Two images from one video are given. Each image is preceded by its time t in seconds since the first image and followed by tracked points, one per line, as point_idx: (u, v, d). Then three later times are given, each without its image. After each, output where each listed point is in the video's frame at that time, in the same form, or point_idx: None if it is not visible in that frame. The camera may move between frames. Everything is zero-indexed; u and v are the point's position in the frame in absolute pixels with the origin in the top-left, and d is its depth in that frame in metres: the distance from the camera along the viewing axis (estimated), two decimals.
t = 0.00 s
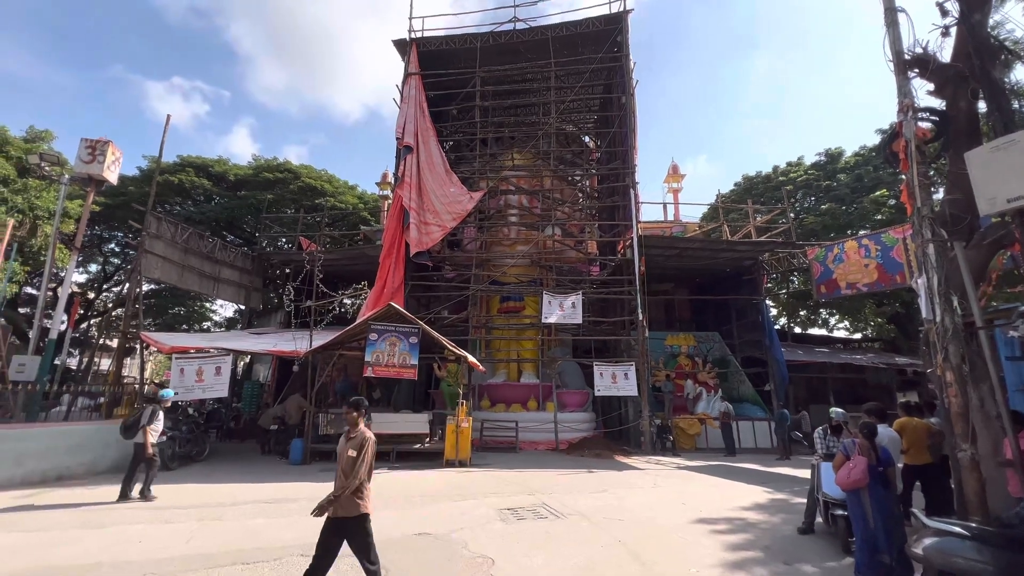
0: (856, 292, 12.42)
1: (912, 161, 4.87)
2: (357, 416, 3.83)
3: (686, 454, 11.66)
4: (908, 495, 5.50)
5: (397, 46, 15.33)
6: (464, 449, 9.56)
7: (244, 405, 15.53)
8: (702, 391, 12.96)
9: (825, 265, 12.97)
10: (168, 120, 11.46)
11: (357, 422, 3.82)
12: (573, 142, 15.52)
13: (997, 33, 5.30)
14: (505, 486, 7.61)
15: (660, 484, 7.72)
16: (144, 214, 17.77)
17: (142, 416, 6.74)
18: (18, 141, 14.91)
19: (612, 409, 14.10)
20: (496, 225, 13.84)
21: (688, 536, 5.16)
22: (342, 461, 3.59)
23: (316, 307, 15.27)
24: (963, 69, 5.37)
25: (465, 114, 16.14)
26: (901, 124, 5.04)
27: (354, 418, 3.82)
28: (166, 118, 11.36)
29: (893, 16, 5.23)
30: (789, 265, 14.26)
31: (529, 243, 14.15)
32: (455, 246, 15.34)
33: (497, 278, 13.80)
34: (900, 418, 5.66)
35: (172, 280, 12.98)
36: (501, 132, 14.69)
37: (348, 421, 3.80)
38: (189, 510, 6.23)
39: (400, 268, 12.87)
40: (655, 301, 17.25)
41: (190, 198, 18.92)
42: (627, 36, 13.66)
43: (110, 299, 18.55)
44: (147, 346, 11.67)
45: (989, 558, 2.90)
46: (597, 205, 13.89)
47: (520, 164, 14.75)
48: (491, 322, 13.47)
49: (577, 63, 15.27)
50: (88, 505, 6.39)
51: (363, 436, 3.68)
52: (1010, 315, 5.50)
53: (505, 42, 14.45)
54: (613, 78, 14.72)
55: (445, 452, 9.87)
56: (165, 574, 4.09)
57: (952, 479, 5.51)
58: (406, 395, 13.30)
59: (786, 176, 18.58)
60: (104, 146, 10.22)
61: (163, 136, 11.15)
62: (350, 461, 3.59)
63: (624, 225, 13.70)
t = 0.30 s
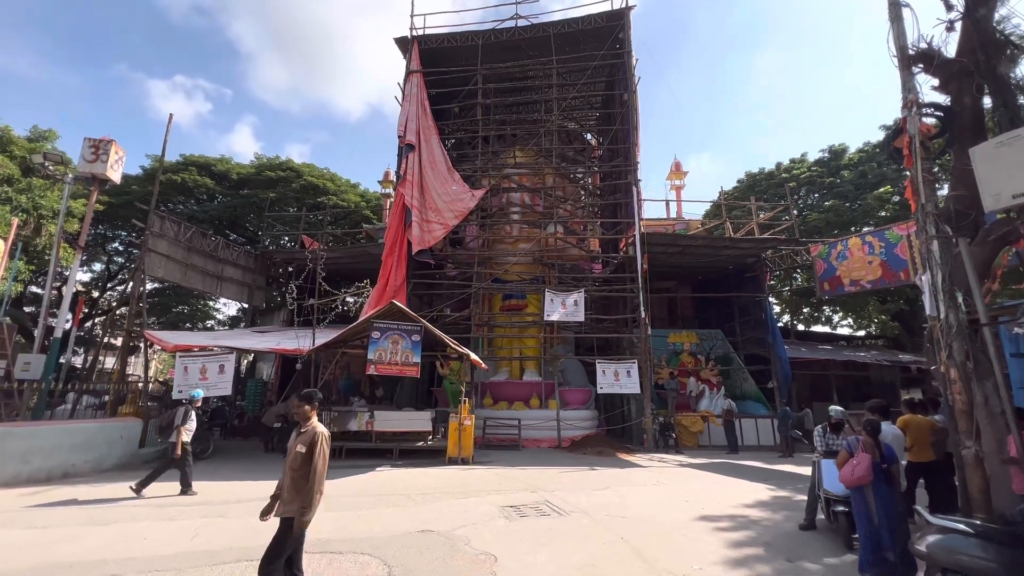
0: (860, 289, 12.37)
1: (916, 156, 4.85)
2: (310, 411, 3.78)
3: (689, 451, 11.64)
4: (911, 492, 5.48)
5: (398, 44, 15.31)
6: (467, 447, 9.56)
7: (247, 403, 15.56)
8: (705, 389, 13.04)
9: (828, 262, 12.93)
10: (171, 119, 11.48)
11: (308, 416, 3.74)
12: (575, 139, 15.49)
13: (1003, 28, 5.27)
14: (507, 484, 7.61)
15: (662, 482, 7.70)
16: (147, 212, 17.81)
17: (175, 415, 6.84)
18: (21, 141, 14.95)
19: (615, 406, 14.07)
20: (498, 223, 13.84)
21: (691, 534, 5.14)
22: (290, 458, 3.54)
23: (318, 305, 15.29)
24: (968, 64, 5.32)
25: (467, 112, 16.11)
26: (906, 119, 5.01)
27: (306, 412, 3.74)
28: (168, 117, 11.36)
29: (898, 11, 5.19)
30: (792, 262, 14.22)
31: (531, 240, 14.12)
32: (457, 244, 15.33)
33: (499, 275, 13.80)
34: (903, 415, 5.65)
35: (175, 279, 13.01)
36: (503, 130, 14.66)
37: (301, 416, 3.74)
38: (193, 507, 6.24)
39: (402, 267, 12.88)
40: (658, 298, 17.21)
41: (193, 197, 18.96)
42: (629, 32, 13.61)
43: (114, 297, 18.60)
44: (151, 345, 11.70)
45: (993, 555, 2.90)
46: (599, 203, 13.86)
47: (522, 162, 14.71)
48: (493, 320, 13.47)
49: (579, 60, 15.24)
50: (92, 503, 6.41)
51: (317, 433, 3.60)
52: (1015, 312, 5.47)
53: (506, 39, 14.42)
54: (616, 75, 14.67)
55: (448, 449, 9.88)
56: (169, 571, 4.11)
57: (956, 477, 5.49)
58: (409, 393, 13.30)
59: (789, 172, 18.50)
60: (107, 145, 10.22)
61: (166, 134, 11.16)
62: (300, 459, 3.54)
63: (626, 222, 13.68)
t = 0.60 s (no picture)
0: (863, 288, 12.34)
1: (920, 154, 4.83)
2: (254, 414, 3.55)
3: (691, 450, 11.65)
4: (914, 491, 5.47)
5: (400, 41, 15.30)
6: (468, 444, 9.59)
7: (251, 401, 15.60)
8: (707, 387, 13.07)
9: (831, 260, 12.90)
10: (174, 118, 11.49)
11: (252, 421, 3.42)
12: (577, 137, 15.47)
13: (1008, 24, 5.24)
14: (509, 481, 7.62)
15: (664, 480, 7.70)
16: (150, 211, 17.85)
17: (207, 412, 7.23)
18: (25, 139, 15.01)
19: (617, 404, 14.06)
20: (499, 221, 13.84)
21: (694, 532, 5.14)
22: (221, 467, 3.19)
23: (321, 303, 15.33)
24: (972, 61, 5.30)
25: (469, 110, 16.10)
26: (909, 116, 4.98)
27: (248, 415, 3.55)
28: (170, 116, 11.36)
29: (902, 7, 5.17)
30: (795, 260, 14.20)
31: (532, 238, 14.12)
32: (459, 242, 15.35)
33: (500, 273, 13.80)
34: (906, 413, 5.65)
35: (178, 277, 13.03)
36: (504, 128, 14.64)
37: (241, 420, 3.60)
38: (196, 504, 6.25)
39: (404, 265, 12.90)
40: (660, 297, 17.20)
41: (196, 195, 18.99)
42: (632, 30, 13.57)
43: (118, 296, 18.66)
44: (154, 343, 11.73)
45: (996, 553, 2.89)
46: (601, 200, 13.83)
47: (524, 160, 14.70)
48: (495, 319, 13.49)
49: (581, 58, 15.20)
50: (97, 499, 6.43)
51: (255, 440, 3.24)
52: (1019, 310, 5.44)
53: (508, 37, 14.40)
54: (618, 72, 14.63)
55: (450, 447, 9.90)
56: (173, 567, 4.13)
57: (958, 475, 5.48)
58: (411, 391, 13.31)
59: (792, 170, 18.45)
60: (110, 144, 10.25)
61: (168, 133, 11.17)
62: (234, 467, 3.20)
63: (628, 220, 13.67)
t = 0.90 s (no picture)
0: (866, 287, 12.30)
1: (923, 152, 4.81)
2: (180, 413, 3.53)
3: (692, 449, 11.64)
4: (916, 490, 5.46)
5: (402, 40, 15.29)
6: (470, 442, 9.62)
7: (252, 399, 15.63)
8: (709, 386, 13.05)
9: (833, 259, 12.86)
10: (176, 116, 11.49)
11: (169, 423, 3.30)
12: (579, 136, 15.44)
13: (1012, 22, 5.21)
14: (509, 479, 7.62)
15: (666, 478, 7.70)
16: (152, 209, 17.88)
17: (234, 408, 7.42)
18: (28, 138, 15.05)
19: (618, 404, 14.06)
20: (501, 220, 13.84)
21: (695, 530, 5.13)
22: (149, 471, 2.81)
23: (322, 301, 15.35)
24: (977, 59, 5.26)
25: (470, 109, 16.10)
26: (912, 114, 4.96)
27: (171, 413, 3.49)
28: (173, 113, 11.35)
29: (905, 4, 5.14)
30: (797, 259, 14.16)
31: (534, 237, 14.10)
32: (461, 241, 15.36)
33: (502, 272, 13.77)
34: (908, 412, 5.64)
35: (180, 275, 13.05)
36: (506, 127, 14.63)
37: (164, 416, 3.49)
38: (198, 502, 6.26)
39: (406, 264, 12.91)
40: (661, 296, 17.19)
41: (198, 194, 19.02)
42: (633, 28, 13.54)
43: (121, 294, 18.71)
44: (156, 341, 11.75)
45: (999, 552, 2.89)
46: (603, 199, 13.82)
47: (525, 159, 14.68)
48: (496, 317, 13.49)
49: (583, 56, 15.17)
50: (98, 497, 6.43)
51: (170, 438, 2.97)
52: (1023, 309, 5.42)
53: (510, 36, 14.38)
54: (620, 71, 14.60)
55: (451, 445, 9.91)
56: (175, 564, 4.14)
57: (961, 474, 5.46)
58: (413, 389, 13.33)
59: (794, 169, 18.40)
60: (113, 142, 10.26)
61: (170, 131, 11.17)
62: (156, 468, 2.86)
63: (630, 219, 13.66)
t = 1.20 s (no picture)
0: (866, 286, 12.29)
1: (924, 150, 4.81)
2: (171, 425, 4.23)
3: (692, 448, 11.64)
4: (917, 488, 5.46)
5: (402, 39, 15.28)
6: (470, 441, 9.63)
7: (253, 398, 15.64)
8: (709, 385, 13.05)
9: (834, 259, 12.86)
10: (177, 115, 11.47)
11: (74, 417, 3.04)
12: (580, 135, 15.42)
13: (1014, 21, 5.20)
14: (510, 478, 7.63)
15: (666, 477, 7.70)
16: (153, 208, 17.88)
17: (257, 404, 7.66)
18: (28, 137, 15.04)
19: (618, 403, 14.06)
20: (502, 219, 13.85)
21: (695, 529, 5.14)
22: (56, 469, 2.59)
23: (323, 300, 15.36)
24: (978, 57, 5.26)
25: (471, 108, 16.09)
26: (914, 112, 4.96)
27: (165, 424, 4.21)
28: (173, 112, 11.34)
29: (906, 2, 5.14)
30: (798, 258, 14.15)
31: (534, 236, 14.10)
32: (461, 240, 15.36)
33: (502, 271, 13.75)
34: (908, 411, 5.65)
35: (180, 274, 13.06)
36: (507, 126, 14.61)
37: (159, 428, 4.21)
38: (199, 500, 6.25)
39: (406, 263, 12.91)
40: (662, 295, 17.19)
41: (198, 193, 19.03)
42: (634, 28, 13.52)
43: (122, 293, 18.72)
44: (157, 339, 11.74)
45: (1000, 550, 2.89)
46: (603, 198, 13.82)
47: (526, 158, 14.68)
48: (496, 316, 13.51)
49: (584, 55, 15.17)
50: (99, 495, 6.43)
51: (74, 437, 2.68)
52: None
53: (511, 35, 14.38)
54: (620, 70, 14.58)
55: (451, 444, 9.92)
56: (175, 562, 4.14)
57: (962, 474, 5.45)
58: (413, 388, 13.34)
59: (795, 169, 18.39)
60: (113, 141, 10.26)
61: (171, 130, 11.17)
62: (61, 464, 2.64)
63: (630, 218, 13.66)
